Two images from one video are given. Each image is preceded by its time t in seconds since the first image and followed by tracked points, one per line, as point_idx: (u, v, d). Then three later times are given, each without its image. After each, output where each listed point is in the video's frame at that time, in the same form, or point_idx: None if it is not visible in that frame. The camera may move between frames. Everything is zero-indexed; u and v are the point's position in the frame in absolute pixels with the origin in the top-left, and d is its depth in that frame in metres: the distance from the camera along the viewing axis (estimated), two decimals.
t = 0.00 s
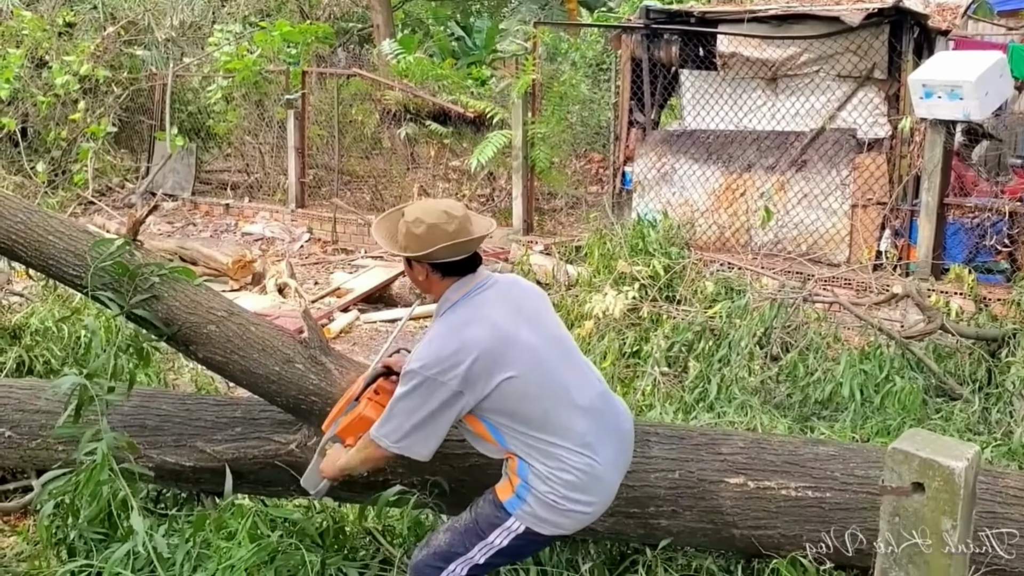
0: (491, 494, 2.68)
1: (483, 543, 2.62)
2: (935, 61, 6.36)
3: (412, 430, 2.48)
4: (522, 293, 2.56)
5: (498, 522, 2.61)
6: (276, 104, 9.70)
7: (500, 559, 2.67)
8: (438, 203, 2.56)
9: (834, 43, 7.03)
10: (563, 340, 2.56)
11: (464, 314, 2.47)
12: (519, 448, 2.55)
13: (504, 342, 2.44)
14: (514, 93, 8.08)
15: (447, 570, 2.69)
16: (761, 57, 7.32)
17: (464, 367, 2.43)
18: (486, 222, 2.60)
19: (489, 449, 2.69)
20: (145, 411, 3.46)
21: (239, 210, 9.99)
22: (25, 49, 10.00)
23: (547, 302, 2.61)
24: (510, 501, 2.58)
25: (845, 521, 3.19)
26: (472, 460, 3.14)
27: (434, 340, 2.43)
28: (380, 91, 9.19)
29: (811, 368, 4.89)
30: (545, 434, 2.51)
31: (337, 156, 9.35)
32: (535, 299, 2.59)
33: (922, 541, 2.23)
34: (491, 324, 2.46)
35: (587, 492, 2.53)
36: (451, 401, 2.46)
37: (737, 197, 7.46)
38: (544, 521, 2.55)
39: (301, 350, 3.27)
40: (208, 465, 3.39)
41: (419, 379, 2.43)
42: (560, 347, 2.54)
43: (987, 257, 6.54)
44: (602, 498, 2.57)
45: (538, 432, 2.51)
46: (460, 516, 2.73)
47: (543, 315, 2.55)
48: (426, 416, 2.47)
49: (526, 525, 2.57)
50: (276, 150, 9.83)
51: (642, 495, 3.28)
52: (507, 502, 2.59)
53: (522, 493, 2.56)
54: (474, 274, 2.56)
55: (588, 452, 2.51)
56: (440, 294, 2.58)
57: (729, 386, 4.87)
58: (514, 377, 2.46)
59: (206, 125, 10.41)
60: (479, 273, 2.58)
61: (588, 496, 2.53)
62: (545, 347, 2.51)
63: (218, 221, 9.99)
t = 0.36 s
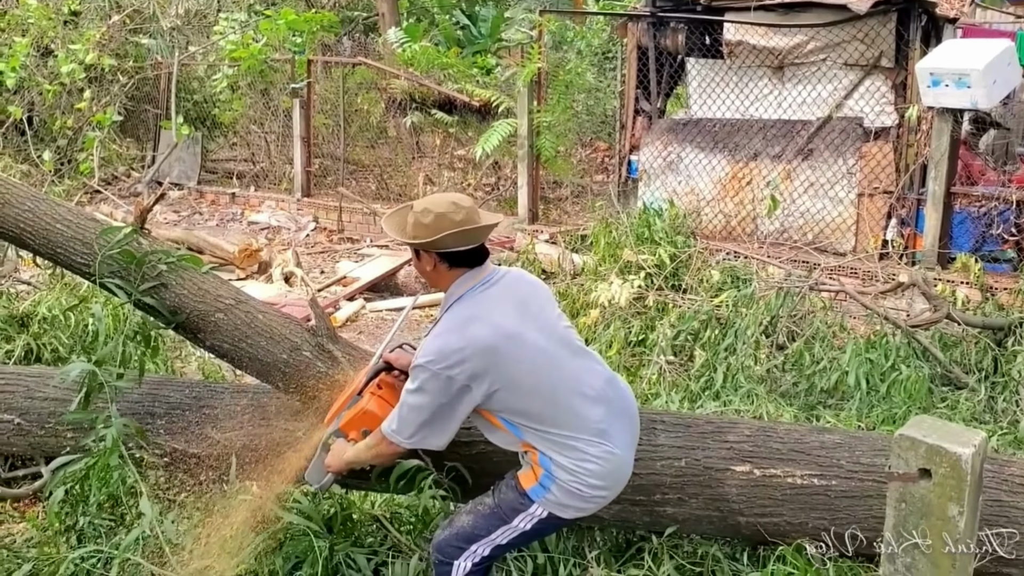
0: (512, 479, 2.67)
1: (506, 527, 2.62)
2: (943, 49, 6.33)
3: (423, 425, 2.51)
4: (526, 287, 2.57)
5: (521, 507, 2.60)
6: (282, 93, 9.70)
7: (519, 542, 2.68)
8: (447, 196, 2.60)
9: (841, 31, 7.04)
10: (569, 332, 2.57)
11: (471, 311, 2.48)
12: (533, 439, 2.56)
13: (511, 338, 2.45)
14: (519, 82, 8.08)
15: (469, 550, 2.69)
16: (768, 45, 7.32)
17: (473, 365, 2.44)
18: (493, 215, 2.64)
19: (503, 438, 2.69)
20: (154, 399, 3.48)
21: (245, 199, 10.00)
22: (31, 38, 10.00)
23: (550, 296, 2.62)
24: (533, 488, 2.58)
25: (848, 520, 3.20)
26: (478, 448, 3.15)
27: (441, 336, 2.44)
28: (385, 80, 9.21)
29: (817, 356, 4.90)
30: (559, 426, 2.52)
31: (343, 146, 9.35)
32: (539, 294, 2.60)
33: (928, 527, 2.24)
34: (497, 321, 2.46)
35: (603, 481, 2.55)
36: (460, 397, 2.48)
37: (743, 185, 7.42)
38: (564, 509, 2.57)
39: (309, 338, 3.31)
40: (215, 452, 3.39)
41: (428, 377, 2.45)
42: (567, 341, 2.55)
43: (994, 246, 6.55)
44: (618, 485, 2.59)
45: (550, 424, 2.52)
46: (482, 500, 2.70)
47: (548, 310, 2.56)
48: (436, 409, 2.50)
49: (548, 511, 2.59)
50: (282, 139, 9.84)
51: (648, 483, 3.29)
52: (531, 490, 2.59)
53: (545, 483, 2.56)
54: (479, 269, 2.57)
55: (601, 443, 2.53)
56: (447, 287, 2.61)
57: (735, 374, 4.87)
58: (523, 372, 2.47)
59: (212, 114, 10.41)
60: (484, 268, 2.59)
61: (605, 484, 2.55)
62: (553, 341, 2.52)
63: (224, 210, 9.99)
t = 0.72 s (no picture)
0: (529, 470, 2.64)
1: (529, 517, 2.58)
2: (957, 42, 6.28)
3: (431, 425, 2.50)
4: (529, 282, 2.55)
5: (541, 497, 2.57)
6: (292, 88, 9.70)
7: (540, 533, 2.64)
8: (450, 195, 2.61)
9: (853, 25, 7.00)
10: (574, 325, 2.56)
11: (473, 310, 2.46)
12: (548, 433, 2.55)
13: (517, 335, 2.44)
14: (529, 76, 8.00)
15: (491, 541, 2.62)
16: (779, 40, 7.24)
17: (479, 364, 2.43)
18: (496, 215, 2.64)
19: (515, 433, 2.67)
20: (168, 393, 3.49)
21: (256, 194, 10.01)
22: (42, 33, 10.01)
23: (554, 289, 2.61)
24: (553, 479, 2.55)
25: (860, 516, 3.20)
26: (490, 443, 3.14)
27: (445, 336, 2.43)
28: (395, 75, 9.20)
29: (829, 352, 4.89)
30: (571, 418, 2.51)
31: (353, 140, 9.34)
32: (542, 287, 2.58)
33: (945, 522, 2.24)
34: (500, 318, 2.45)
35: (621, 469, 2.54)
36: (467, 396, 2.47)
37: (755, 180, 7.41)
38: (585, 499, 2.55)
39: (322, 333, 3.31)
40: (229, 447, 3.40)
41: (435, 379, 2.44)
42: (573, 333, 2.54)
43: (1007, 240, 6.56)
44: (635, 473, 2.58)
45: (561, 418, 2.50)
46: (502, 491, 2.65)
47: (552, 304, 2.55)
48: (444, 411, 2.48)
49: (570, 500, 2.56)
50: (292, 134, 9.84)
51: (661, 479, 3.28)
52: (552, 481, 2.56)
53: (565, 474, 2.54)
54: (482, 266, 2.56)
55: (614, 432, 2.52)
56: (451, 285, 2.60)
57: (747, 369, 4.86)
58: (531, 368, 2.46)
59: (222, 109, 10.42)
60: (485, 265, 2.58)
61: (623, 472, 2.54)
62: (558, 335, 2.51)
63: (235, 206, 10.01)
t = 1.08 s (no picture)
0: (542, 472, 2.62)
1: (542, 520, 2.56)
2: (970, 40, 6.22)
3: (441, 439, 2.48)
4: (531, 290, 2.53)
5: (555, 500, 2.56)
6: (303, 86, 9.70)
7: (553, 535, 2.63)
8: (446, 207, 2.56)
9: (866, 23, 6.97)
10: (578, 332, 2.54)
11: (477, 322, 2.44)
12: (559, 438, 2.53)
13: (522, 345, 2.42)
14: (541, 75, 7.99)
15: (504, 544, 2.61)
16: (792, 38, 7.24)
17: (485, 376, 2.41)
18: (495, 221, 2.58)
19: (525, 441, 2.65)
20: (180, 392, 3.49)
21: (267, 192, 10.02)
22: (55, 31, 10.05)
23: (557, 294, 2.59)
24: (567, 482, 2.53)
25: (874, 518, 3.18)
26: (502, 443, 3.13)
27: (449, 349, 2.41)
28: (407, 73, 9.17)
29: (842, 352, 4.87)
30: (582, 424, 2.49)
31: (364, 139, 9.34)
32: (544, 294, 2.56)
33: (965, 527, 2.23)
34: (504, 328, 2.43)
35: (634, 471, 2.53)
36: (475, 407, 2.45)
37: (766, 179, 7.38)
38: (600, 502, 2.54)
39: (334, 332, 3.33)
40: (242, 446, 3.42)
41: (441, 392, 2.42)
42: (578, 340, 2.53)
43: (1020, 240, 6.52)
44: (648, 473, 2.57)
45: (571, 424, 2.50)
46: (515, 492, 2.64)
47: (555, 310, 2.53)
48: (451, 425, 2.46)
49: (584, 503, 2.55)
50: (303, 132, 9.85)
51: (674, 480, 3.27)
52: (566, 485, 2.54)
53: (578, 479, 2.52)
54: (483, 276, 2.52)
55: (626, 435, 2.51)
56: (454, 298, 2.56)
57: (759, 369, 4.83)
58: (538, 376, 2.44)
59: (233, 107, 10.43)
60: (487, 275, 2.54)
61: (637, 473, 2.53)
62: (564, 343, 2.49)
63: (246, 203, 10.02)
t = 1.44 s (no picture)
0: (579, 447, 2.61)
1: (581, 495, 2.56)
2: (1000, 14, 6.08)
3: (479, 418, 2.45)
4: (567, 267, 2.50)
5: (593, 476, 2.56)
6: (322, 61, 9.63)
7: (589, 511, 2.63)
8: (476, 186, 2.53)
9: None
10: (615, 308, 2.52)
11: (515, 300, 2.40)
12: (597, 417, 2.52)
13: (562, 322, 2.39)
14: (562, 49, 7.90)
15: (541, 519, 2.59)
16: (818, 12, 7.10)
17: (525, 355, 2.38)
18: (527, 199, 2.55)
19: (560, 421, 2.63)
20: (207, 364, 3.49)
21: (286, 167, 9.98)
22: (74, 6, 10.02)
23: (593, 271, 2.56)
24: (606, 458, 2.53)
25: (906, 496, 3.16)
26: (531, 418, 3.12)
27: (488, 326, 2.37)
28: (427, 48, 9.15)
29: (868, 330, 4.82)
30: (622, 401, 2.49)
31: (382, 114, 9.29)
32: (580, 272, 2.53)
33: (1014, 505, 2.33)
34: (543, 306, 2.40)
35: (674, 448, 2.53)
36: (513, 386, 2.43)
37: (790, 154, 7.31)
38: (639, 478, 2.54)
39: (361, 306, 3.32)
40: (269, 419, 3.43)
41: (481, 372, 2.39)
42: (615, 317, 2.50)
43: None
44: (688, 450, 2.57)
45: (611, 402, 2.49)
46: (551, 468, 2.63)
47: (592, 287, 2.50)
48: (490, 404, 2.43)
49: (623, 479, 2.56)
50: (321, 108, 9.80)
51: (703, 456, 3.25)
52: (605, 462, 2.54)
53: (618, 455, 2.52)
54: (519, 253, 2.49)
55: (666, 412, 2.51)
56: (488, 276, 2.52)
57: (785, 346, 4.78)
58: (578, 354, 2.42)
59: (252, 82, 10.39)
60: (522, 253, 2.50)
61: (676, 450, 2.53)
62: (602, 320, 2.47)
63: (265, 179, 10.00)
